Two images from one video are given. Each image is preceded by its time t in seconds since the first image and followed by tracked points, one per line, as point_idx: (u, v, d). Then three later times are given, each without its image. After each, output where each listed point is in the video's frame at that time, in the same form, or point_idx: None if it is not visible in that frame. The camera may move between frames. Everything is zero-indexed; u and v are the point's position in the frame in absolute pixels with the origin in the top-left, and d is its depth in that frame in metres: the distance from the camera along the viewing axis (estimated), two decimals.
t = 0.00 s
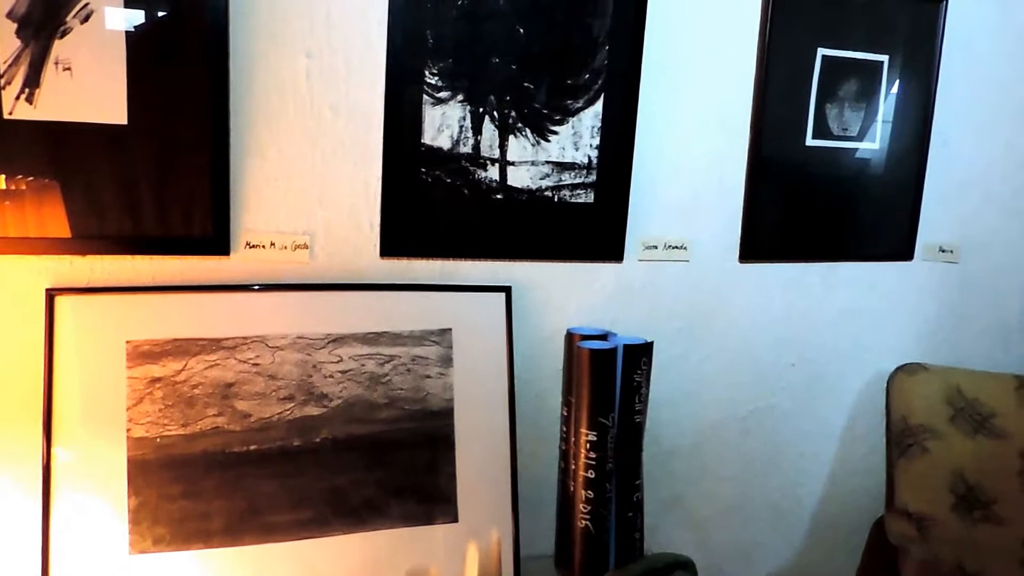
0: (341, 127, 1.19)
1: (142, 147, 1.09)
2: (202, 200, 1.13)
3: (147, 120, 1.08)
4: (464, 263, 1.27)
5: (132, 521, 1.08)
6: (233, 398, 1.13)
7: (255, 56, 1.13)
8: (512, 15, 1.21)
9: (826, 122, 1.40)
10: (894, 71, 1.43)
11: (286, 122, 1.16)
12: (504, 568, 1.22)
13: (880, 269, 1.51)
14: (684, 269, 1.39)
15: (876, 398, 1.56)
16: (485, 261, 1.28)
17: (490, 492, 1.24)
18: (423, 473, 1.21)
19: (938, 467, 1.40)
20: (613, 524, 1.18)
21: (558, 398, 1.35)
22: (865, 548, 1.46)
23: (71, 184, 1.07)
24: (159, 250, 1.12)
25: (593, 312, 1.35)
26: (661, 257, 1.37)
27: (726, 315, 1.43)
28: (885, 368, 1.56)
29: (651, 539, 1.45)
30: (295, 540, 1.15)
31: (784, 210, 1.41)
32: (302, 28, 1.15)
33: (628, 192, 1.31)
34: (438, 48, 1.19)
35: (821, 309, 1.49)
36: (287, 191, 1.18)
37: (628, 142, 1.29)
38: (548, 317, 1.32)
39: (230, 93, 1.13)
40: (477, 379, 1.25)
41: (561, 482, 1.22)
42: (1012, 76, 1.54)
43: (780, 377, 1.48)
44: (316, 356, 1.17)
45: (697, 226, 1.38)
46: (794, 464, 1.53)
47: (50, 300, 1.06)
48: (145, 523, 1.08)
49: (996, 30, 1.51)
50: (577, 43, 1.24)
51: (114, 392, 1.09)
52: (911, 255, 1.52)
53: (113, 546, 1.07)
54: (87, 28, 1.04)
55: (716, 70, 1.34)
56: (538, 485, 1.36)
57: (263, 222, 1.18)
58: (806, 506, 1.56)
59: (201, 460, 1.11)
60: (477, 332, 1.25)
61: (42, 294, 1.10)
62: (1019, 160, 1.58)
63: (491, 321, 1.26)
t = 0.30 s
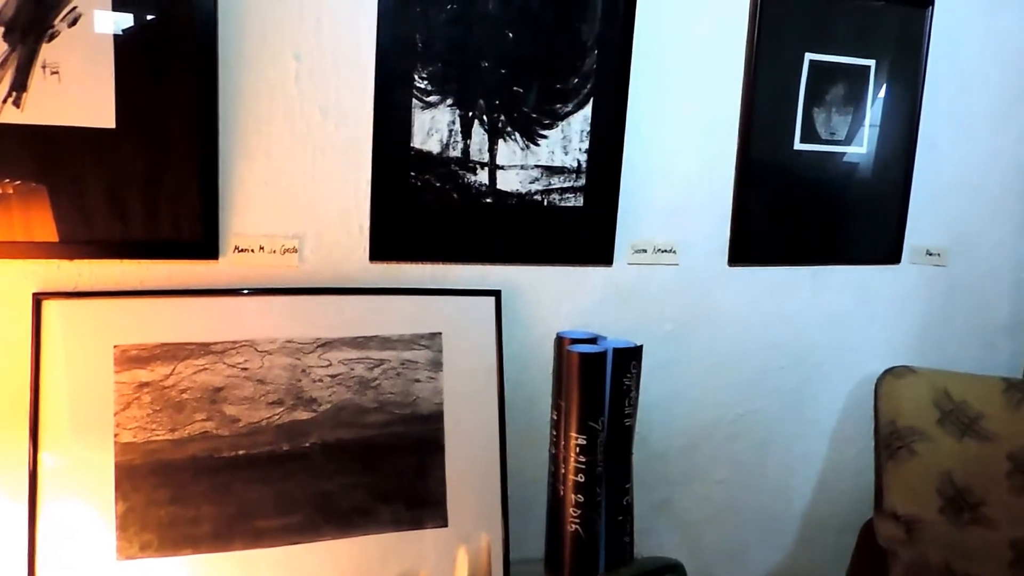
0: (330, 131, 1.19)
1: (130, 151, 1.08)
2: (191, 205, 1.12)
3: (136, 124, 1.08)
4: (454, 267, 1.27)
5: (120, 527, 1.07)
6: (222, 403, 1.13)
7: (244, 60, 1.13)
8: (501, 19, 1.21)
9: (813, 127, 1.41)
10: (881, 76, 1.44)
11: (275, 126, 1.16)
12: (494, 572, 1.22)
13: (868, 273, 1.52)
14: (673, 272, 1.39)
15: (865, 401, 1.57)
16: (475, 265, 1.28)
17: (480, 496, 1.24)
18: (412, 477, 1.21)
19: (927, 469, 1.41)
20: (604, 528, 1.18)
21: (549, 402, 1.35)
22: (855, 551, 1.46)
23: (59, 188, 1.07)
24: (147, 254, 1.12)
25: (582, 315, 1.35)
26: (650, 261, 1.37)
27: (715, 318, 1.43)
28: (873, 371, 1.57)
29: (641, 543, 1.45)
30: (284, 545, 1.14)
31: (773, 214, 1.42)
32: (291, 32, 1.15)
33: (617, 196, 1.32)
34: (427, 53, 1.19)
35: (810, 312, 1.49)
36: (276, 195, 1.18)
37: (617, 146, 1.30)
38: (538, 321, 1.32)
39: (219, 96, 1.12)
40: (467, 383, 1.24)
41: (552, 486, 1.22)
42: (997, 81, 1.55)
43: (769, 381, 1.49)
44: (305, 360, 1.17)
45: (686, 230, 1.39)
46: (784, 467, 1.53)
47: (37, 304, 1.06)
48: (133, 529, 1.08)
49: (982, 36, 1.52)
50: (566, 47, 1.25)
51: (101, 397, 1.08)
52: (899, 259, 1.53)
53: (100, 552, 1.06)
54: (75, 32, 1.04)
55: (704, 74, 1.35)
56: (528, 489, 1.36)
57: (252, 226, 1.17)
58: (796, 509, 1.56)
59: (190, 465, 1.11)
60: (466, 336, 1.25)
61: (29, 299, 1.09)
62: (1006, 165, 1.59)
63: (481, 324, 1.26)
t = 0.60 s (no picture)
0: (320, 136, 1.19)
1: (118, 156, 1.08)
2: (179, 209, 1.12)
3: (125, 129, 1.07)
4: (444, 273, 1.27)
5: (107, 534, 1.07)
6: (211, 409, 1.12)
7: (234, 65, 1.13)
8: (491, 25, 1.21)
9: (802, 132, 1.42)
10: (869, 82, 1.45)
11: (265, 131, 1.16)
12: None
13: (857, 278, 1.53)
14: (663, 277, 1.39)
15: (854, 405, 1.57)
16: (465, 270, 1.28)
17: (470, 502, 1.24)
18: (402, 483, 1.20)
19: (916, 474, 1.41)
20: (594, 533, 1.18)
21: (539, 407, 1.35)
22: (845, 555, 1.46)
23: (46, 193, 1.06)
24: (136, 260, 1.11)
25: (572, 321, 1.35)
26: (640, 266, 1.37)
27: (705, 323, 1.43)
28: (862, 376, 1.57)
29: (632, 548, 1.45)
30: (273, 552, 1.13)
31: (762, 219, 1.42)
32: (281, 37, 1.15)
33: (607, 201, 1.32)
34: (417, 58, 1.19)
35: (800, 317, 1.50)
36: (266, 200, 1.17)
37: (606, 151, 1.30)
38: (528, 326, 1.33)
39: (209, 101, 1.12)
40: (457, 389, 1.24)
41: (542, 492, 1.22)
42: (984, 88, 1.57)
43: (759, 385, 1.49)
44: (294, 366, 1.17)
45: (676, 235, 1.39)
46: (774, 472, 1.54)
47: (24, 310, 1.05)
48: (121, 535, 1.07)
49: (968, 43, 1.54)
50: (556, 53, 1.25)
51: (89, 403, 1.07)
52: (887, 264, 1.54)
53: (87, 559, 1.06)
54: (64, 37, 1.04)
55: (693, 80, 1.35)
56: (519, 495, 1.36)
57: (241, 231, 1.17)
58: (785, 514, 1.57)
59: (178, 471, 1.10)
60: (456, 341, 1.25)
61: (16, 305, 1.08)
62: (992, 171, 1.61)
63: (471, 330, 1.26)
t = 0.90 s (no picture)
0: (310, 142, 1.19)
1: (106, 162, 1.07)
2: (168, 215, 1.12)
3: (113, 135, 1.07)
4: (434, 279, 1.27)
5: (95, 541, 1.06)
6: (200, 415, 1.12)
7: (223, 70, 1.13)
8: (481, 31, 1.22)
9: (791, 138, 1.42)
10: (857, 88, 1.46)
11: (255, 137, 1.16)
12: None
13: (846, 283, 1.54)
14: (653, 283, 1.40)
15: (844, 410, 1.58)
16: (455, 277, 1.28)
17: (461, 508, 1.24)
18: (393, 490, 1.20)
19: (905, 479, 1.42)
20: (585, 539, 1.17)
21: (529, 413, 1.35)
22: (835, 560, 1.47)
23: (34, 199, 1.06)
24: (124, 266, 1.11)
25: (563, 326, 1.35)
26: (630, 271, 1.38)
27: (695, 329, 1.44)
28: (852, 380, 1.58)
29: (622, 554, 1.45)
30: (263, 559, 1.13)
31: (751, 225, 1.43)
32: (271, 43, 1.15)
33: (597, 207, 1.32)
34: (407, 64, 1.19)
35: (789, 322, 1.51)
36: (256, 206, 1.17)
37: (596, 157, 1.30)
38: (518, 332, 1.33)
39: (198, 107, 1.12)
40: (447, 395, 1.24)
41: (533, 498, 1.21)
42: (970, 95, 1.58)
43: (749, 390, 1.50)
44: (284, 372, 1.16)
45: (666, 241, 1.39)
46: (764, 476, 1.54)
47: (11, 317, 1.05)
48: (109, 543, 1.06)
49: (954, 50, 1.55)
50: (546, 59, 1.25)
51: (77, 410, 1.07)
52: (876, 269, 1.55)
53: (75, 567, 1.05)
54: (52, 43, 1.03)
55: (683, 86, 1.36)
56: (509, 501, 1.36)
57: (231, 237, 1.17)
58: (776, 519, 1.57)
59: (167, 479, 1.10)
60: (447, 348, 1.25)
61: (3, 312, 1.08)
62: (978, 177, 1.62)
63: (461, 336, 1.25)
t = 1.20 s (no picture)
0: (301, 148, 1.18)
1: (96, 167, 1.07)
2: (158, 221, 1.11)
3: (102, 140, 1.06)
4: (425, 284, 1.27)
5: (84, 549, 1.05)
6: (190, 422, 1.11)
7: (214, 76, 1.13)
8: (472, 37, 1.22)
9: (780, 144, 1.43)
10: (846, 94, 1.47)
11: (245, 142, 1.16)
12: None
13: (836, 288, 1.55)
14: (644, 289, 1.40)
15: (834, 415, 1.59)
16: (446, 282, 1.28)
17: (452, 514, 1.24)
18: (384, 496, 1.20)
19: (894, 483, 1.42)
20: (576, 545, 1.17)
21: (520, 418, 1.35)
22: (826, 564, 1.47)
23: (23, 205, 1.05)
24: (113, 272, 1.10)
25: (554, 332, 1.35)
26: (622, 277, 1.38)
27: (686, 334, 1.44)
28: (842, 385, 1.59)
29: (614, 560, 1.45)
30: (253, 566, 1.12)
31: (742, 230, 1.44)
32: (261, 49, 1.15)
33: (588, 213, 1.33)
34: (398, 70, 1.19)
35: (780, 327, 1.51)
36: (246, 211, 1.17)
37: (587, 163, 1.31)
38: (510, 337, 1.33)
39: (188, 112, 1.12)
40: (438, 400, 1.24)
41: (524, 503, 1.21)
42: (958, 102, 1.59)
43: (740, 395, 1.50)
44: (275, 378, 1.16)
45: (656, 246, 1.40)
46: (755, 481, 1.54)
47: None
48: (97, 550, 1.06)
49: (941, 57, 1.56)
50: (537, 65, 1.26)
51: (65, 417, 1.06)
52: (865, 274, 1.55)
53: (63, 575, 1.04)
54: (42, 48, 1.03)
55: (673, 92, 1.37)
56: (500, 507, 1.36)
57: (221, 243, 1.16)
58: (767, 523, 1.57)
59: (157, 485, 1.09)
60: (438, 353, 1.25)
61: None
62: (966, 183, 1.63)
63: (452, 342, 1.25)
